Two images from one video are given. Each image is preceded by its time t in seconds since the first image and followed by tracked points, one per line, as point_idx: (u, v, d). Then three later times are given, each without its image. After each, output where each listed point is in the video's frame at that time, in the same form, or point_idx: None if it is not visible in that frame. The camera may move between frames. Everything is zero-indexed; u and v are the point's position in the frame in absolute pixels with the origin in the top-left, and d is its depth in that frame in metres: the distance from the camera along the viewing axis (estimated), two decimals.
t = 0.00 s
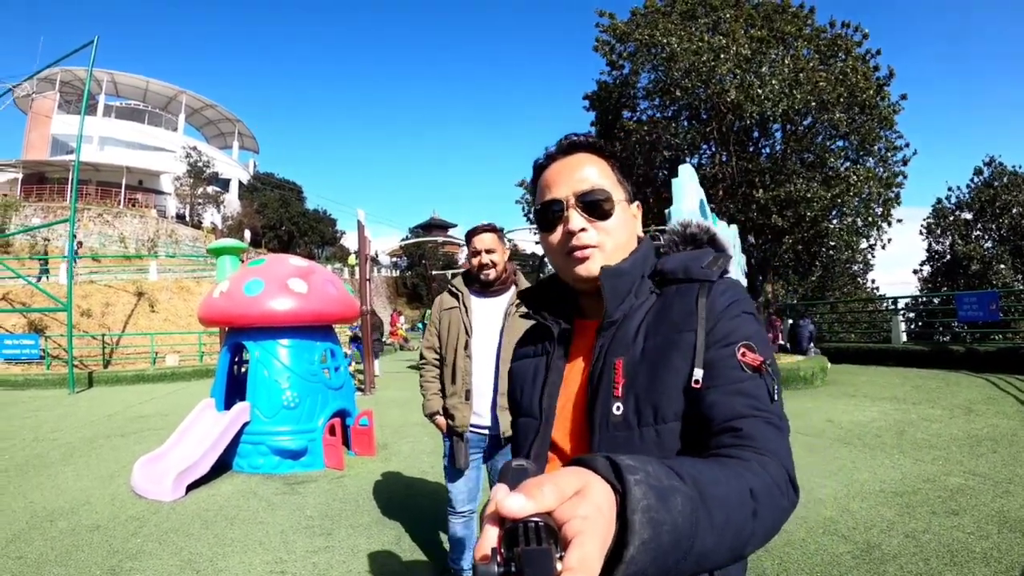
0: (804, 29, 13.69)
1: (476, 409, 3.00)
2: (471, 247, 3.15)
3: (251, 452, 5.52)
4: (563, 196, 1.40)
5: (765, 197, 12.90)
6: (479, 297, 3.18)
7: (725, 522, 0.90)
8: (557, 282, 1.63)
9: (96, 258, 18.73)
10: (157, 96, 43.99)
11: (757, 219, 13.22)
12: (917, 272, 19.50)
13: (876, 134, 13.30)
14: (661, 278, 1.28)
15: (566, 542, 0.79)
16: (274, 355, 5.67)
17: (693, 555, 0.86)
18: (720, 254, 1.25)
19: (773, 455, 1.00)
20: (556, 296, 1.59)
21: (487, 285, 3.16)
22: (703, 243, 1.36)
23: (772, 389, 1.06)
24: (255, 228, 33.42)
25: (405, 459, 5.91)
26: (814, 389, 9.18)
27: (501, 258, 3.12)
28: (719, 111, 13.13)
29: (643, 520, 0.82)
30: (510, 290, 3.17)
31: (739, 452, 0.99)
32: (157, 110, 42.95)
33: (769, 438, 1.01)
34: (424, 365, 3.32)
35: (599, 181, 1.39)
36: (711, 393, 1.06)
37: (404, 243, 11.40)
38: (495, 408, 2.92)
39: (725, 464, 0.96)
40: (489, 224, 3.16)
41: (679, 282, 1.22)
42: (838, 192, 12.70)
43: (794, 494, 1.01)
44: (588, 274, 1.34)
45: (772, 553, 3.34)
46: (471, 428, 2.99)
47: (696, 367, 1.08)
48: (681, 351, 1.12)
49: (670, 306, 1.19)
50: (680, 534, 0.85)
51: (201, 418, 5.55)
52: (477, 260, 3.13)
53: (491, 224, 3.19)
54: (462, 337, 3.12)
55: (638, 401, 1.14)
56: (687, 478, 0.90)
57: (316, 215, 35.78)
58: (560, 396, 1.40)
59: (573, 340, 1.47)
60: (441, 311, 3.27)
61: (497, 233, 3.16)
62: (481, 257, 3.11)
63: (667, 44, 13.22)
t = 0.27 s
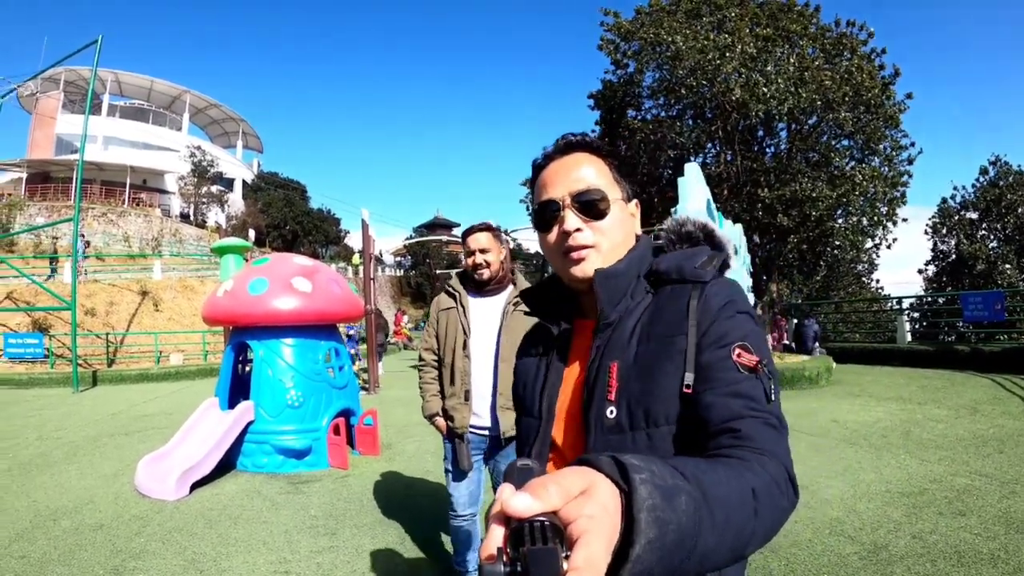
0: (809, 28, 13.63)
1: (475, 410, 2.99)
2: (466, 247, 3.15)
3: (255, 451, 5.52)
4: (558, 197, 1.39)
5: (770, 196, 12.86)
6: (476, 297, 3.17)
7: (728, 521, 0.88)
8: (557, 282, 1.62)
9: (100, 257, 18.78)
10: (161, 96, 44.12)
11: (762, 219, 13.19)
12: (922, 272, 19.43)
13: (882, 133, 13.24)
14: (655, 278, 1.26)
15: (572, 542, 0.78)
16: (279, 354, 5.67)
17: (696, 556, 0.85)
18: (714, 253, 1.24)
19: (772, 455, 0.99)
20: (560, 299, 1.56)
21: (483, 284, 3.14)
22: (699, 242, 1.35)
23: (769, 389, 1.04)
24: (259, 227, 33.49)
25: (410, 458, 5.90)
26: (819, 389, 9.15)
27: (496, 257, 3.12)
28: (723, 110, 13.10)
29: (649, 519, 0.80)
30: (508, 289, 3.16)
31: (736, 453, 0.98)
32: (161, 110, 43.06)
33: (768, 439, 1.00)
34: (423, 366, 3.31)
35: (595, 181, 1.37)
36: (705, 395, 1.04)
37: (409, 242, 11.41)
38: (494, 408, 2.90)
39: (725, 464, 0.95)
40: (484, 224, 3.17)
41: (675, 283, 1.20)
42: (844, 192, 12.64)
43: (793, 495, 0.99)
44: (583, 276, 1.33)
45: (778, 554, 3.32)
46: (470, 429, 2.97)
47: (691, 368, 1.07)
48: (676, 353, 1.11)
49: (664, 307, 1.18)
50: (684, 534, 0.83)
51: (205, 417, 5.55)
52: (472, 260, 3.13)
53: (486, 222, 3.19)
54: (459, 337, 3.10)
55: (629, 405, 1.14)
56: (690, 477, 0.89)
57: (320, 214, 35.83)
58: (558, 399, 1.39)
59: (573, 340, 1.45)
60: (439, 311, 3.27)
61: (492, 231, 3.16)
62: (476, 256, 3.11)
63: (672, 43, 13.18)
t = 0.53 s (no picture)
0: (813, 26, 13.59)
1: (468, 409, 2.96)
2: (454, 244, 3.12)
3: (259, 451, 5.53)
4: (559, 197, 1.38)
5: (774, 195, 12.83)
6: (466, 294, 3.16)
7: (732, 529, 0.87)
8: (560, 283, 1.61)
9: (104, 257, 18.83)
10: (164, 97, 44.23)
11: (766, 218, 13.15)
12: (927, 271, 19.36)
13: (886, 132, 13.19)
14: (660, 279, 1.25)
15: (578, 548, 0.77)
16: (283, 354, 5.67)
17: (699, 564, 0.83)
18: (721, 254, 1.21)
19: (777, 463, 0.97)
20: (563, 302, 1.54)
21: (470, 281, 3.13)
22: (705, 241, 1.31)
23: (776, 395, 1.02)
24: (263, 227, 33.55)
25: (415, 458, 5.90)
26: (824, 388, 9.11)
27: (485, 254, 3.09)
28: (727, 109, 13.07)
29: (654, 527, 0.79)
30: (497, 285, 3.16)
31: (740, 460, 0.96)
32: (165, 110, 43.17)
33: (774, 447, 0.98)
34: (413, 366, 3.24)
35: (596, 180, 1.36)
36: (708, 400, 1.03)
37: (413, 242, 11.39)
38: (488, 406, 2.89)
39: (729, 472, 0.94)
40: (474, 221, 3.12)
41: (678, 283, 1.19)
42: (849, 190, 12.59)
43: (798, 504, 0.98)
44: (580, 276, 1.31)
45: (784, 555, 3.30)
46: (463, 430, 2.95)
47: (694, 374, 1.06)
48: (680, 356, 1.09)
49: (669, 308, 1.17)
50: (687, 542, 0.82)
51: (208, 418, 5.56)
52: (460, 257, 3.10)
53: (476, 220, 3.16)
54: (451, 335, 3.07)
55: (632, 409, 1.13)
56: (695, 485, 0.88)
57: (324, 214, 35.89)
58: (563, 399, 1.38)
59: (580, 339, 1.42)
60: (428, 310, 3.22)
61: (482, 228, 3.12)
62: (464, 254, 3.08)
63: (676, 41, 13.14)
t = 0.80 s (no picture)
0: (816, 23, 13.54)
1: (464, 412, 2.95)
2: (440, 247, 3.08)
3: (263, 452, 5.53)
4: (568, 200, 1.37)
5: (777, 192, 12.80)
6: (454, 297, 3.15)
7: (736, 540, 0.86)
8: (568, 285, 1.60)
9: (107, 258, 18.85)
10: (166, 96, 44.25)
11: (769, 215, 13.13)
12: (930, 268, 19.31)
13: (889, 129, 13.14)
14: (669, 283, 1.24)
15: (582, 558, 0.76)
16: (286, 355, 5.67)
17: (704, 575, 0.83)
18: (730, 259, 1.20)
19: (784, 472, 0.97)
20: (564, 299, 1.56)
21: (457, 283, 3.11)
22: (715, 246, 1.31)
23: (783, 405, 1.01)
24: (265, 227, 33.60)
25: (418, 458, 5.91)
26: (827, 386, 9.10)
27: (472, 257, 3.07)
28: (730, 106, 13.03)
29: (657, 539, 0.78)
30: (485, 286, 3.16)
31: (748, 470, 0.96)
32: (166, 110, 43.20)
33: (781, 457, 0.98)
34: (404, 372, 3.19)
35: (606, 184, 1.34)
36: (716, 408, 1.02)
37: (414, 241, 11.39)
38: (483, 407, 2.90)
39: (735, 482, 0.93)
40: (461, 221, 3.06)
41: (686, 288, 1.18)
42: (852, 187, 12.55)
43: (804, 515, 0.98)
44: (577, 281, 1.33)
45: (788, 554, 3.30)
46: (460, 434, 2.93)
47: (701, 382, 1.05)
48: (688, 362, 1.09)
49: (677, 314, 1.16)
50: (692, 553, 0.81)
51: (212, 419, 5.56)
52: (446, 260, 3.07)
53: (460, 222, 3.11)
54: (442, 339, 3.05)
55: (638, 415, 1.13)
56: (701, 495, 0.87)
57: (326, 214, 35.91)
58: (568, 401, 1.38)
59: (587, 342, 1.44)
60: (417, 316, 3.18)
61: (468, 230, 3.08)
62: (450, 256, 3.04)
63: (678, 39, 13.11)
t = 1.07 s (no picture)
0: (815, 19, 13.52)
1: (460, 413, 2.95)
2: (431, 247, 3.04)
3: (265, 453, 5.53)
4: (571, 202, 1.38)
5: (777, 189, 12.79)
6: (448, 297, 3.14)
7: (739, 545, 0.86)
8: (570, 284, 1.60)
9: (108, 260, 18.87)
10: (165, 99, 44.27)
11: (769, 212, 13.12)
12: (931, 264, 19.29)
13: (889, 125, 13.12)
14: (672, 283, 1.24)
15: (584, 560, 0.76)
16: (287, 356, 5.66)
17: None
18: (734, 259, 1.20)
19: (788, 477, 0.97)
20: (557, 293, 1.55)
21: (450, 284, 3.08)
22: (719, 245, 1.32)
23: (787, 408, 1.01)
24: (266, 228, 33.63)
25: (420, 458, 5.91)
26: (829, 383, 9.09)
27: (463, 257, 3.04)
28: (729, 103, 13.03)
29: (660, 542, 0.78)
30: (478, 286, 3.14)
31: (751, 473, 0.96)
32: (166, 113, 43.23)
33: (784, 461, 0.98)
34: (400, 375, 3.18)
35: (608, 186, 1.35)
36: (719, 411, 1.02)
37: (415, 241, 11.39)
38: (478, 408, 2.91)
39: (738, 485, 0.93)
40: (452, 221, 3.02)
41: (690, 288, 1.18)
42: (852, 184, 12.54)
43: (806, 520, 0.98)
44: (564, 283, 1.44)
45: (791, 552, 3.30)
46: (456, 436, 2.94)
47: (704, 383, 1.05)
48: (690, 364, 1.09)
49: (680, 313, 1.16)
50: (695, 558, 0.81)
51: (214, 420, 5.57)
52: (437, 261, 3.04)
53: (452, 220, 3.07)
54: (436, 341, 3.03)
55: (640, 416, 1.13)
56: (702, 498, 0.87)
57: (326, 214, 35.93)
58: (570, 400, 1.39)
59: (589, 340, 1.43)
60: (411, 317, 3.16)
61: (460, 230, 3.02)
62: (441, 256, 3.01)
63: (677, 36, 13.09)
